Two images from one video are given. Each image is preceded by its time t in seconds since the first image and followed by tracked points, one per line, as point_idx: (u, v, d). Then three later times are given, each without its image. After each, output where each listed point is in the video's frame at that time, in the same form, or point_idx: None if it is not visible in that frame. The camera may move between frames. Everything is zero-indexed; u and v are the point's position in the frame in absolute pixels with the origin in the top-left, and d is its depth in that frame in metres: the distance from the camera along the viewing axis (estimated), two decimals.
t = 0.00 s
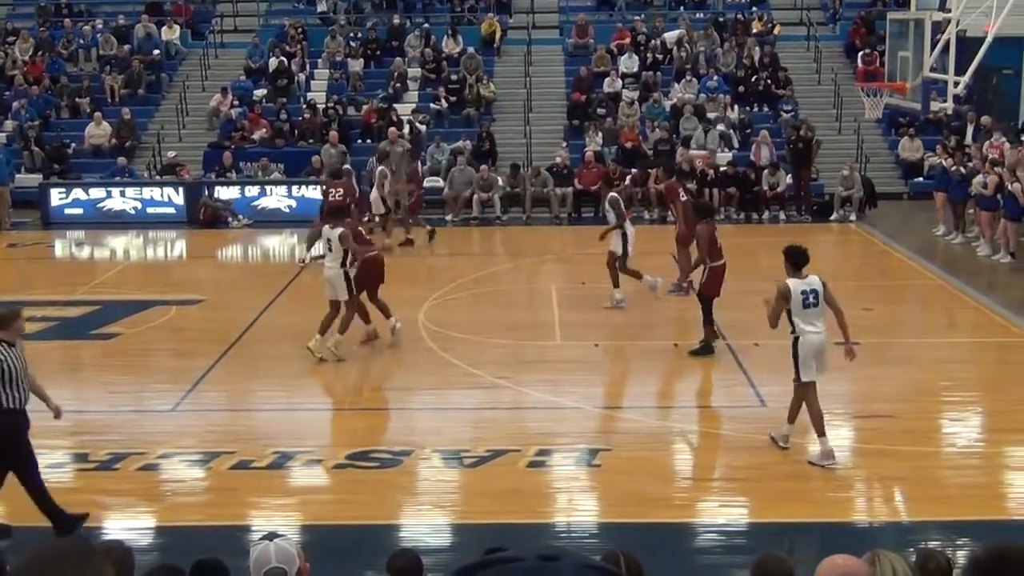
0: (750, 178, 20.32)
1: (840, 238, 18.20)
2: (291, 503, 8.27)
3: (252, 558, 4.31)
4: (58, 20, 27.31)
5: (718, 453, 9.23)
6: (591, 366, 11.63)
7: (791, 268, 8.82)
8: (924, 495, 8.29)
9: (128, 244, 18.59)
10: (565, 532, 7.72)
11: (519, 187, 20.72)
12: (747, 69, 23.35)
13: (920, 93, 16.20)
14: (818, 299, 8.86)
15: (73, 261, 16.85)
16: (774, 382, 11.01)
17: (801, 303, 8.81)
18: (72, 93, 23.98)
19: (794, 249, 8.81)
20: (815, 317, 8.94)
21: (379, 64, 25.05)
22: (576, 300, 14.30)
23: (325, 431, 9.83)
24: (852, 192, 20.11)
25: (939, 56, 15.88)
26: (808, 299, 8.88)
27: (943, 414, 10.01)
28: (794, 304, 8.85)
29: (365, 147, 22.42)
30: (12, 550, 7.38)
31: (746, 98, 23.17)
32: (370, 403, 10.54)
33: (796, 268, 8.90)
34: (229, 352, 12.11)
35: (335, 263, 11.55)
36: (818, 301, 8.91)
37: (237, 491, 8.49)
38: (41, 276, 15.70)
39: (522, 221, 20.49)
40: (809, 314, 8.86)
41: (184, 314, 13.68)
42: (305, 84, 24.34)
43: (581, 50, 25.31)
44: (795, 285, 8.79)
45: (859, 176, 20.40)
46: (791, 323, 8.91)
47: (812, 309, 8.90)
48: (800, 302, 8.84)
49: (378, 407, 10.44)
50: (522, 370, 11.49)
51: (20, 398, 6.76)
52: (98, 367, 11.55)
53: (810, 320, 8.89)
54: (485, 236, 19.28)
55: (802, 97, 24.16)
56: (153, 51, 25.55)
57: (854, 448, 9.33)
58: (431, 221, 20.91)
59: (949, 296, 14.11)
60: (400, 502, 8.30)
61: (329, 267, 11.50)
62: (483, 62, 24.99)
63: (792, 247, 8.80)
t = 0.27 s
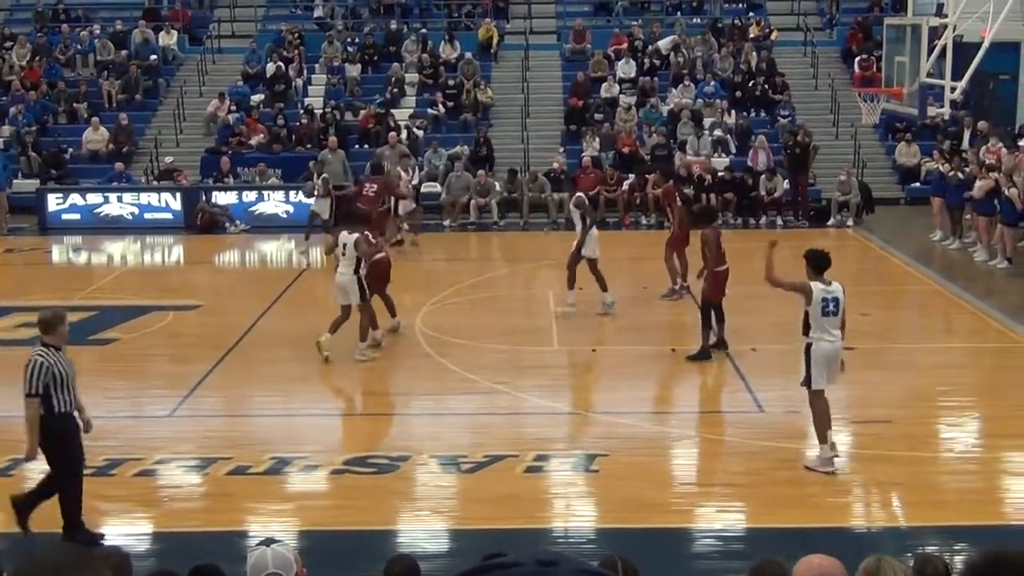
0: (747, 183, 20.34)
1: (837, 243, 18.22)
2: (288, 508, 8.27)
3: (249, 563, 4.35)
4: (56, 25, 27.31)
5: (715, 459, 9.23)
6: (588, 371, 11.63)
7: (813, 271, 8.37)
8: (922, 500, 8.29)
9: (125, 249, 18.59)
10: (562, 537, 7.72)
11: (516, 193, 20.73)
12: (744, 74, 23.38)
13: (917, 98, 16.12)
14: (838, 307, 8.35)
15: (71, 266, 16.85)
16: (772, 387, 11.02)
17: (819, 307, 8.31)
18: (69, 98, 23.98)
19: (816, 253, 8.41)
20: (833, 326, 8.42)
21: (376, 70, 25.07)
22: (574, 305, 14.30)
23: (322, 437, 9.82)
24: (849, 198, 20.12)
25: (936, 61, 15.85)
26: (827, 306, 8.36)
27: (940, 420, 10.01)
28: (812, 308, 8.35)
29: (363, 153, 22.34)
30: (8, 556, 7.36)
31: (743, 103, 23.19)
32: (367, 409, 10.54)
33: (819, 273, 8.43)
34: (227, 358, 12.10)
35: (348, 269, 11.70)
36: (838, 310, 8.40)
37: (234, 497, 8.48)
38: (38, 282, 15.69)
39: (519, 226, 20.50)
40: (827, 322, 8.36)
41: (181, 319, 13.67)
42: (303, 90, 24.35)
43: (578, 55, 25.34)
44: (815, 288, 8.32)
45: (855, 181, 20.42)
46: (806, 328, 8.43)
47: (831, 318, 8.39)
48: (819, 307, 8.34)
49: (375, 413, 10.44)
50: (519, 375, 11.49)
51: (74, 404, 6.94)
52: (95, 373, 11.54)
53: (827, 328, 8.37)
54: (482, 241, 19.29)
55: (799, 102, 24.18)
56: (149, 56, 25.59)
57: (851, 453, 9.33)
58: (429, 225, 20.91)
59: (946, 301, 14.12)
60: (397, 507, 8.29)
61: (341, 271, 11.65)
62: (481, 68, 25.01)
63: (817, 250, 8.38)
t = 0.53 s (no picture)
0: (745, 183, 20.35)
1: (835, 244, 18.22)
2: (287, 509, 8.27)
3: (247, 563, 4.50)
4: (53, 25, 27.29)
5: (713, 459, 9.24)
6: (586, 371, 11.63)
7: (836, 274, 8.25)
8: (919, 500, 8.30)
9: (123, 249, 18.59)
10: (560, 537, 7.72)
11: (514, 193, 20.71)
12: (742, 75, 23.39)
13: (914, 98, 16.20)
14: (856, 313, 8.23)
15: (68, 267, 16.84)
16: (770, 387, 10.99)
17: (836, 311, 8.22)
18: (67, 98, 23.96)
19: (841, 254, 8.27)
20: (850, 330, 8.32)
21: (374, 70, 25.07)
22: (572, 306, 14.31)
23: (320, 437, 9.82)
24: (847, 198, 20.12)
25: (934, 61, 15.89)
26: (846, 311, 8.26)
27: (938, 420, 10.02)
28: (829, 309, 8.27)
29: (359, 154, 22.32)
30: (7, 556, 7.36)
31: (741, 104, 23.19)
32: (366, 409, 10.53)
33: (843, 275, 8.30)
34: (225, 358, 12.10)
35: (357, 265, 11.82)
36: (857, 315, 8.28)
37: (233, 497, 8.48)
38: (36, 282, 15.69)
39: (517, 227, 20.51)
40: (843, 324, 8.27)
41: (179, 319, 13.67)
42: (301, 90, 24.35)
43: (576, 56, 25.35)
44: (834, 290, 8.23)
45: (853, 181, 20.43)
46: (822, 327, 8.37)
47: (849, 322, 8.29)
48: (836, 309, 8.25)
49: (373, 413, 10.43)
50: (517, 376, 11.49)
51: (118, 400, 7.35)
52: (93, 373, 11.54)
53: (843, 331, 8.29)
54: (480, 241, 19.28)
55: (797, 103, 24.19)
56: (147, 57, 25.47)
57: (848, 453, 9.33)
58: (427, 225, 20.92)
59: (944, 301, 14.11)
60: (396, 507, 8.29)
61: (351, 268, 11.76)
62: (478, 68, 25.03)
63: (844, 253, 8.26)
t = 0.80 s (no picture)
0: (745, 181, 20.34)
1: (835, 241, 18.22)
2: (287, 505, 8.27)
3: (246, 560, 4.54)
4: (53, 21, 27.29)
5: (713, 455, 9.24)
6: (586, 368, 11.63)
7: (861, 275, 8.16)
8: (919, 497, 8.30)
9: (123, 246, 18.59)
10: (560, 534, 7.72)
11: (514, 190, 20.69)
12: (742, 71, 23.37)
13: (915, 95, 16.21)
14: (883, 312, 8.13)
15: (68, 263, 16.84)
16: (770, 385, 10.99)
17: (862, 312, 8.12)
18: (67, 95, 23.97)
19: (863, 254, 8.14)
20: (880, 330, 8.21)
21: (374, 67, 25.07)
22: (571, 302, 14.32)
23: (320, 434, 9.82)
24: (847, 195, 20.13)
25: (934, 59, 15.89)
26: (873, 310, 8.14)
27: (938, 417, 10.02)
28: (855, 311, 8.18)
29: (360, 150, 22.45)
30: (7, 552, 7.37)
31: (741, 101, 23.18)
32: (365, 406, 10.53)
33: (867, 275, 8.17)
34: (225, 354, 12.11)
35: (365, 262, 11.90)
36: (885, 313, 8.18)
37: (233, 494, 8.48)
38: (36, 278, 15.68)
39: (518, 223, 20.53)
40: (871, 325, 8.16)
41: (178, 316, 13.67)
42: (301, 87, 24.32)
43: (576, 52, 25.34)
44: (859, 291, 8.13)
45: (853, 178, 20.42)
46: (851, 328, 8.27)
47: (877, 321, 8.19)
48: (863, 310, 8.15)
49: (373, 410, 10.44)
50: (517, 372, 11.49)
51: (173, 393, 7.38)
52: (93, 369, 11.54)
53: (872, 331, 8.18)
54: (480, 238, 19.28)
55: (797, 100, 24.18)
56: (147, 54, 25.54)
57: (848, 450, 9.33)
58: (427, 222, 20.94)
59: (944, 298, 14.11)
60: (396, 504, 8.29)
61: (359, 266, 11.85)
62: (478, 65, 25.01)
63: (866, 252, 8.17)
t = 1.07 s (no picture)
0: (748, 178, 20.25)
1: (837, 238, 18.21)
2: (289, 501, 8.28)
3: (248, 556, 4.57)
4: (56, 17, 27.30)
5: (715, 453, 9.24)
6: (588, 365, 11.63)
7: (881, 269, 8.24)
8: (921, 494, 8.30)
9: (125, 242, 18.59)
10: (562, 531, 7.72)
11: (517, 186, 20.66)
12: (745, 68, 23.35)
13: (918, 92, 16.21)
14: (902, 306, 8.17)
15: (70, 259, 16.85)
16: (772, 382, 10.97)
17: (882, 306, 8.18)
18: (70, 91, 23.96)
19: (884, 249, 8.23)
20: (900, 324, 8.25)
21: (377, 63, 25.05)
22: (573, 299, 14.33)
23: (323, 430, 9.82)
24: (850, 192, 20.09)
25: (938, 56, 15.88)
26: (892, 304, 8.20)
27: (941, 414, 10.02)
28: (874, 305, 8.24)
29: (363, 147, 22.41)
30: (9, 548, 7.38)
31: (744, 98, 23.15)
32: (368, 402, 10.54)
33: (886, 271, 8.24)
34: (227, 351, 12.10)
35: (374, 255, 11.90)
36: (904, 307, 8.23)
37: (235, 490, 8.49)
38: (39, 274, 15.69)
39: (520, 220, 20.55)
40: (890, 319, 8.21)
41: (181, 312, 13.67)
42: (304, 83, 24.32)
43: (579, 49, 25.31)
44: (877, 285, 8.20)
45: (856, 175, 20.37)
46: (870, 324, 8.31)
47: (897, 316, 8.23)
48: (883, 304, 8.19)
49: (375, 406, 10.44)
50: (519, 369, 11.49)
51: (224, 392, 7.25)
52: (96, 366, 11.55)
53: (892, 324, 8.22)
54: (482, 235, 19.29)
55: (800, 97, 24.15)
56: (150, 49, 25.36)
57: (850, 447, 9.33)
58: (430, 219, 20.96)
59: (947, 296, 14.10)
60: (398, 501, 8.30)
61: (371, 260, 11.84)
62: (481, 61, 24.99)
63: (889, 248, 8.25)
